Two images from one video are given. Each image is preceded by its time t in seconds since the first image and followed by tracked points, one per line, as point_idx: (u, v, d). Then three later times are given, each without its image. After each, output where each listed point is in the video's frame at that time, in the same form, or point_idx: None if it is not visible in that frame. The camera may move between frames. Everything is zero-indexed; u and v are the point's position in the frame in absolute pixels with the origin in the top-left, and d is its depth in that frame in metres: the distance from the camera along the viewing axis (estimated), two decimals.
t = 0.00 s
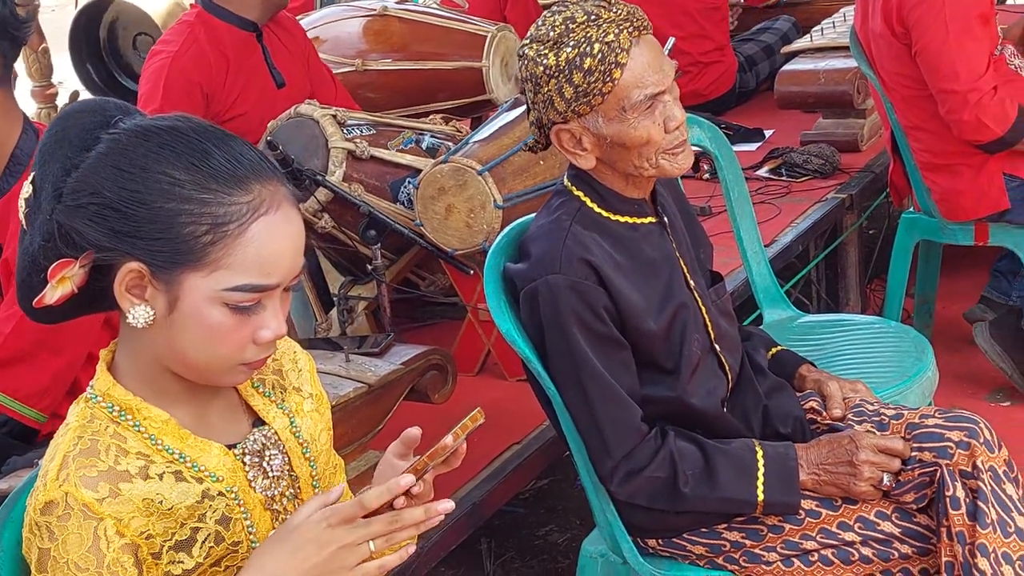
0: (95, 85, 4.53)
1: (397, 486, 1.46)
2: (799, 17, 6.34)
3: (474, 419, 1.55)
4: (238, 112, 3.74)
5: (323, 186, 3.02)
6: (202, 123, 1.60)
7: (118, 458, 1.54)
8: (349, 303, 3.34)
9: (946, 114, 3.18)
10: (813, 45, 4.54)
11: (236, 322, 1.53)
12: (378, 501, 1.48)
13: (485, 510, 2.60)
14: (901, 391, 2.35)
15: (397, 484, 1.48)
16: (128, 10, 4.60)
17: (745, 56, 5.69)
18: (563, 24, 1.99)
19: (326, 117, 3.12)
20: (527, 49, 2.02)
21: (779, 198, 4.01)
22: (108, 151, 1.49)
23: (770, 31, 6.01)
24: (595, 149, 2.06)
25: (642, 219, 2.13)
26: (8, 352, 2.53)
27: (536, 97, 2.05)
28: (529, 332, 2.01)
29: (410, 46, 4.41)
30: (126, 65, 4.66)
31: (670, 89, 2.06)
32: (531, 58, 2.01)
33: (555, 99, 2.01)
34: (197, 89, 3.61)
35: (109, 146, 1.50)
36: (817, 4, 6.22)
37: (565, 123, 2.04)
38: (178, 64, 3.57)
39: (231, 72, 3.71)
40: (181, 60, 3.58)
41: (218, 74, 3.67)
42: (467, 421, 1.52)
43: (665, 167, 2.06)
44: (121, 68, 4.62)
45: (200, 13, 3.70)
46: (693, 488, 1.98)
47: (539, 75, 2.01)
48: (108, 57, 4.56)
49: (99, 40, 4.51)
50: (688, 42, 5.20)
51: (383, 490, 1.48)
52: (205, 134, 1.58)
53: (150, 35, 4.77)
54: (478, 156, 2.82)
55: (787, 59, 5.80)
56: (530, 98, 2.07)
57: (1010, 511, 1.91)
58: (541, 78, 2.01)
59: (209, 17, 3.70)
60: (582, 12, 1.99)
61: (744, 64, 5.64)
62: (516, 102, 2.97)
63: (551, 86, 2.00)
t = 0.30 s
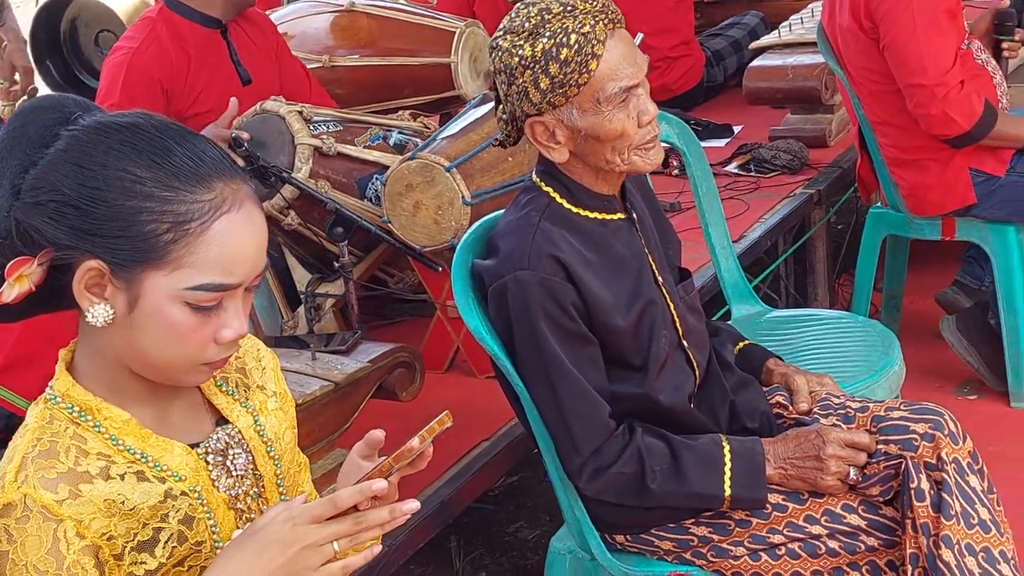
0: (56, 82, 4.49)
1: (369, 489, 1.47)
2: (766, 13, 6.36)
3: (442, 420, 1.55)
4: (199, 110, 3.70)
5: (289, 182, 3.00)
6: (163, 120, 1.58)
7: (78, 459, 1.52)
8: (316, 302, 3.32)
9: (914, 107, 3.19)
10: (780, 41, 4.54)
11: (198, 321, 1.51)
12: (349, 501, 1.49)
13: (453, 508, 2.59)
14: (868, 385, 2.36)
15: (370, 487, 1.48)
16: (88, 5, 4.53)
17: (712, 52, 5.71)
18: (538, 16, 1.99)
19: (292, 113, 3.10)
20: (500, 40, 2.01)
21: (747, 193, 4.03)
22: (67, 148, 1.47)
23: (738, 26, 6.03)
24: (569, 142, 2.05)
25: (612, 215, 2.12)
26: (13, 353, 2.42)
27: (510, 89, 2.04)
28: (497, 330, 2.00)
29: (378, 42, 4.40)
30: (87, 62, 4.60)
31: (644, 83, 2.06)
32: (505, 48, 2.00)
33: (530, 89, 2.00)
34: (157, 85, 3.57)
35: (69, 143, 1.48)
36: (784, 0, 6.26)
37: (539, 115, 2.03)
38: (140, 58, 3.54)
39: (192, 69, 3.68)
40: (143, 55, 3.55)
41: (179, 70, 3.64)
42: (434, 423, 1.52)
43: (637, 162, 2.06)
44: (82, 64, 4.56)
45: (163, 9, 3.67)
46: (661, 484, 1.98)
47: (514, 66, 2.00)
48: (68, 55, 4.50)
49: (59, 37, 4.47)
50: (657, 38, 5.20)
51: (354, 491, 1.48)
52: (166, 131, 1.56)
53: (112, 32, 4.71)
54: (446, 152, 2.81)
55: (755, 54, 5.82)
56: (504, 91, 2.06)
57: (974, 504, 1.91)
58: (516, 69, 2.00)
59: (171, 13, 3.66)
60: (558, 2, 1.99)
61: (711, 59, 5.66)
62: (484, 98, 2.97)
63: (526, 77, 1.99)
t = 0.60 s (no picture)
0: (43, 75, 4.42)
1: (355, 483, 1.48)
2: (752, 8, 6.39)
3: (428, 415, 1.56)
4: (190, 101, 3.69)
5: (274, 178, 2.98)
6: (151, 114, 1.58)
7: (67, 454, 1.51)
8: (303, 298, 3.30)
9: (901, 103, 3.21)
10: (766, 36, 4.57)
11: (185, 315, 1.51)
12: (336, 495, 1.50)
13: (441, 503, 2.60)
14: (855, 381, 2.37)
15: (357, 482, 1.50)
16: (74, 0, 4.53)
17: (698, 45, 5.72)
18: (526, 11, 1.98)
19: (279, 109, 3.10)
20: (489, 35, 2.01)
21: (734, 188, 4.05)
22: (55, 143, 1.46)
23: (724, 20, 6.04)
24: (556, 138, 2.05)
25: (598, 211, 2.13)
26: (37, 355, 2.40)
27: (497, 84, 2.05)
28: (485, 325, 2.00)
29: (364, 38, 4.39)
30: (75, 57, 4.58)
31: (631, 79, 2.07)
32: (493, 43, 2.00)
33: (517, 85, 2.00)
34: (148, 78, 3.56)
35: (56, 137, 1.47)
36: None
37: (527, 110, 2.03)
38: (128, 51, 3.53)
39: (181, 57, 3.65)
40: (131, 48, 3.54)
41: (169, 63, 3.62)
42: (420, 418, 1.53)
43: (624, 160, 2.06)
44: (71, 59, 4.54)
45: (151, 3, 3.65)
46: (649, 479, 1.98)
47: (502, 61, 2.00)
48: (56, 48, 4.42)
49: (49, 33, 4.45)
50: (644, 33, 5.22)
51: (341, 486, 1.50)
52: (155, 125, 1.55)
53: (100, 27, 4.71)
54: (432, 147, 2.81)
55: (741, 49, 5.84)
56: (492, 86, 2.06)
57: (963, 501, 1.92)
58: (504, 64, 2.00)
59: (159, 6, 3.65)
60: None
61: (696, 52, 5.67)
62: (471, 93, 2.97)
63: (514, 73, 2.00)
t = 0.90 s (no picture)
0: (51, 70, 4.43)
1: (360, 477, 1.48)
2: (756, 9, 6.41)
3: (433, 409, 1.57)
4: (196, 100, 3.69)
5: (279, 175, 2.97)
6: (161, 111, 1.58)
7: (74, 447, 1.52)
8: (306, 295, 3.33)
9: (905, 106, 3.22)
10: (771, 36, 4.54)
11: (194, 310, 1.51)
12: (342, 489, 1.51)
13: (444, 500, 2.60)
14: (858, 381, 2.38)
15: (362, 476, 1.50)
16: None
17: (703, 46, 5.73)
18: (529, 13, 1.99)
19: (284, 107, 3.10)
20: (492, 36, 2.02)
21: (738, 188, 4.06)
22: (67, 138, 1.47)
23: (729, 21, 6.05)
24: (558, 139, 2.06)
25: (601, 211, 2.13)
26: (38, 351, 2.41)
27: (500, 85, 2.06)
28: (490, 323, 2.01)
29: (370, 35, 4.44)
30: (84, 53, 4.57)
31: (634, 80, 2.07)
32: (496, 45, 2.01)
33: (520, 86, 2.02)
34: (154, 75, 3.55)
35: (67, 132, 1.47)
36: None
37: (529, 111, 2.05)
38: (137, 50, 3.52)
39: (187, 54, 3.63)
40: (138, 47, 3.52)
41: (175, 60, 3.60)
42: (426, 412, 1.54)
43: (626, 161, 2.08)
44: (80, 54, 4.53)
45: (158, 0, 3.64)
46: (651, 479, 1.99)
47: (504, 63, 2.01)
48: (65, 44, 4.44)
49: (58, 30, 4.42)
50: (649, 32, 5.24)
51: (346, 480, 1.50)
52: (165, 122, 1.56)
53: (107, 23, 4.70)
54: (437, 146, 2.82)
55: (745, 50, 5.85)
56: (496, 87, 2.08)
57: (966, 501, 1.94)
58: (507, 66, 2.01)
59: (167, 3, 3.63)
60: None
61: (701, 53, 5.68)
62: (476, 92, 2.98)
63: (516, 74, 2.01)
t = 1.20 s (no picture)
0: (88, 72, 4.48)
1: (395, 476, 1.48)
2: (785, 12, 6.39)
3: (466, 408, 1.58)
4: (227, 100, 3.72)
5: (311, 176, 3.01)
6: (203, 113, 1.60)
7: (113, 442, 1.55)
8: (337, 294, 3.36)
9: (936, 110, 3.21)
10: (801, 39, 4.54)
11: (233, 310, 1.53)
12: (376, 487, 1.50)
13: (474, 501, 2.61)
14: (891, 386, 2.37)
15: (397, 474, 1.49)
16: None
17: (732, 48, 5.72)
18: (563, 10, 2.00)
19: (316, 109, 3.13)
20: (525, 34, 2.03)
21: (767, 192, 4.05)
22: (111, 139, 1.49)
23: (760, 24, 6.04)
24: (591, 137, 2.06)
25: (632, 212, 2.13)
26: (48, 343, 2.41)
27: (533, 83, 2.06)
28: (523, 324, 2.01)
29: (400, 38, 4.44)
30: (119, 54, 4.61)
31: (667, 78, 2.07)
32: (530, 43, 2.02)
33: (554, 83, 2.01)
34: (185, 79, 3.58)
35: (111, 133, 1.50)
36: None
37: (563, 109, 2.04)
38: (169, 52, 3.57)
39: (217, 55, 3.67)
40: (170, 48, 3.57)
41: (207, 63, 3.64)
42: (459, 411, 1.55)
43: (658, 160, 2.07)
44: (115, 55, 4.57)
45: (190, 4, 3.67)
46: (682, 481, 1.99)
47: (538, 60, 2.01)
48: (100, 45, 4.49)
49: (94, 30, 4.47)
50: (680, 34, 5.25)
51: (381, 478, 1.50)
52: (206, 124, 1.57)
53: (141, 25, 4.74)
54: (468, 148, 2.83)
55: (775, 53, 5.83)
56: (529, 85, 2.07)
57: (1001, 509, 1.92)
58: (540, 63, 2.01)
59: (199, 7, 3.67)
60: None
61: (731, 55, 5.66)
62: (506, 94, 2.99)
63: (551, 71, 2.01)
